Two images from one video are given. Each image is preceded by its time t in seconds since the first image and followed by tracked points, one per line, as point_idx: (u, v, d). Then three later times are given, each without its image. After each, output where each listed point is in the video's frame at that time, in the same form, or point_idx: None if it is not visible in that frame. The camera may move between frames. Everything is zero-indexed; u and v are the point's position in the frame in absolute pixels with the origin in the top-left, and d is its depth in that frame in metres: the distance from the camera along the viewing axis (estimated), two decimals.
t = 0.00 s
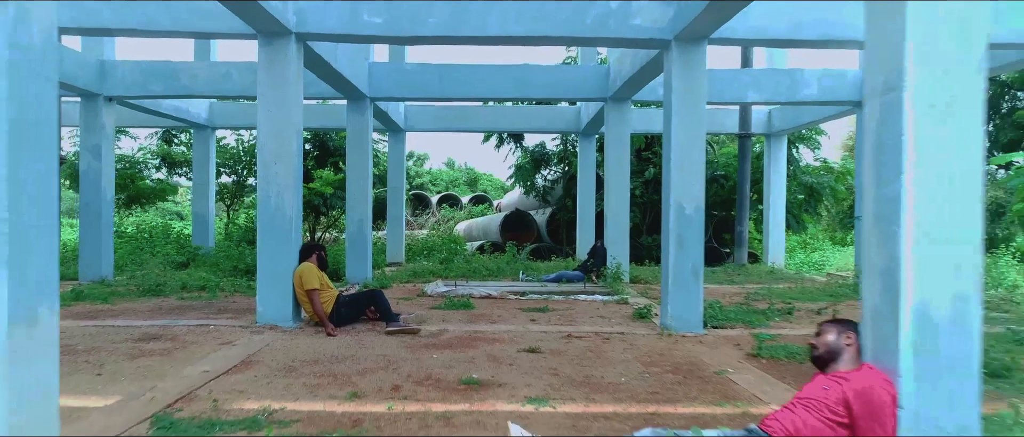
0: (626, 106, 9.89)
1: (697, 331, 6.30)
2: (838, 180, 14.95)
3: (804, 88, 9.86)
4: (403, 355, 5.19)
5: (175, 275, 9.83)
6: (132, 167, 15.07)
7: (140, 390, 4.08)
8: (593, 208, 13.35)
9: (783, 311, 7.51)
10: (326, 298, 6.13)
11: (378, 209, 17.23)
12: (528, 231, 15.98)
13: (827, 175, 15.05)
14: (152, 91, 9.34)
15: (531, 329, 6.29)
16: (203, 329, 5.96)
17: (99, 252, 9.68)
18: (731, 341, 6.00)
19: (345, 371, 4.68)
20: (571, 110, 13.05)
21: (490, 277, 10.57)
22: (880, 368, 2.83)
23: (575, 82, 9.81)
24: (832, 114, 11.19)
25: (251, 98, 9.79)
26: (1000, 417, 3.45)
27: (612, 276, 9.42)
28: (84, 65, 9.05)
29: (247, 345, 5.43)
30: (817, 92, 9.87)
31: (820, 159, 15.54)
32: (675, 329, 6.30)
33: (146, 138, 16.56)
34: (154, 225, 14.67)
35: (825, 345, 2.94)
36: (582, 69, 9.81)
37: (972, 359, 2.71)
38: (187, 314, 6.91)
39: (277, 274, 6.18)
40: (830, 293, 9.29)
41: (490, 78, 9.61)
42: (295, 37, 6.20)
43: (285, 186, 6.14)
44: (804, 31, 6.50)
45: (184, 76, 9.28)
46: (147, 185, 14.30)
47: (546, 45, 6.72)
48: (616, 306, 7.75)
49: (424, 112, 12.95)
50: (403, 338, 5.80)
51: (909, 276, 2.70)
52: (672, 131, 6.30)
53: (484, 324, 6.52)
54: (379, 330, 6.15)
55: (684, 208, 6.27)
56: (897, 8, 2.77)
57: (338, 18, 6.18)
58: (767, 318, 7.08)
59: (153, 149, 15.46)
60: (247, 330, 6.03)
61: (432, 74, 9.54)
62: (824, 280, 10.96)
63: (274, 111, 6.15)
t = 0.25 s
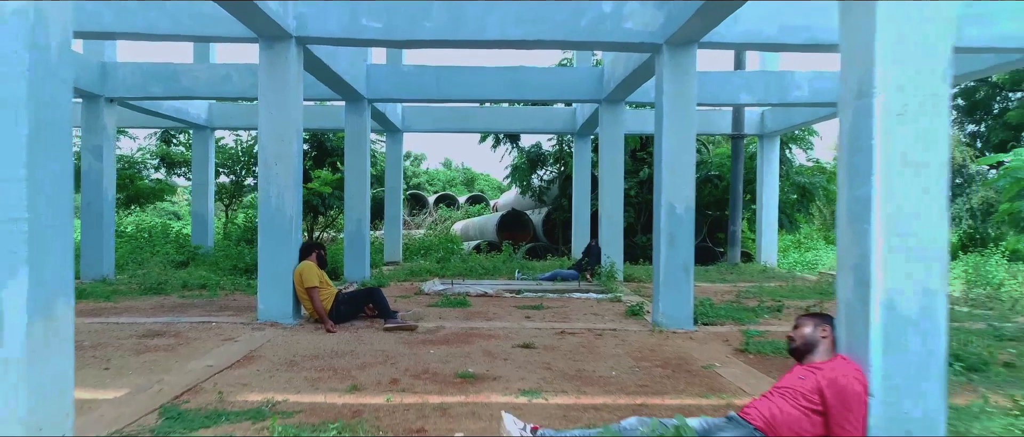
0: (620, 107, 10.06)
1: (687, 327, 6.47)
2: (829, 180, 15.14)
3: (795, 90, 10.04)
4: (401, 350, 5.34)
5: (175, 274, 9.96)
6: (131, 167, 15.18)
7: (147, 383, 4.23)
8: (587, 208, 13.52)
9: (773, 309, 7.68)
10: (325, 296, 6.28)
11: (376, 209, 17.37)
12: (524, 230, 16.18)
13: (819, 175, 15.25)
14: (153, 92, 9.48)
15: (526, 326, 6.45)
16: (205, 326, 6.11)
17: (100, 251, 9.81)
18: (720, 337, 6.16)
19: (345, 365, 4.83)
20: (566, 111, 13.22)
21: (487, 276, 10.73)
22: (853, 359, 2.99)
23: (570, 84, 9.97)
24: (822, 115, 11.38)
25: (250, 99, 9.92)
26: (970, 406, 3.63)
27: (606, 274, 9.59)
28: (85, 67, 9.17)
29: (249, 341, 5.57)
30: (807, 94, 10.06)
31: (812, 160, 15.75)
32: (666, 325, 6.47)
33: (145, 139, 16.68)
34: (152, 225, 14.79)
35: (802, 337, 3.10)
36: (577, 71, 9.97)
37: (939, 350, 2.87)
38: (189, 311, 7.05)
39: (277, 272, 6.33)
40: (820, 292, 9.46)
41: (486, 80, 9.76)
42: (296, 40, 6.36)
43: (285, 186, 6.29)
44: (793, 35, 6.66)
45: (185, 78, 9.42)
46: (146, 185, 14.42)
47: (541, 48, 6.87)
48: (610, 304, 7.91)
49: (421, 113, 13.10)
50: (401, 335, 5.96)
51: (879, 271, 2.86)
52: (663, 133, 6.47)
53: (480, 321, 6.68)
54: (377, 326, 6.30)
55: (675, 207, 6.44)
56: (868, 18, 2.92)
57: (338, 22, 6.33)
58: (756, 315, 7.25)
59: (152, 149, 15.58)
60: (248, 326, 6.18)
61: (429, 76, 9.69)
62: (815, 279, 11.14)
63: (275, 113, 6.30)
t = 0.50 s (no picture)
0: (618, 108, 10.12)
1: (683, 326, 6.53)
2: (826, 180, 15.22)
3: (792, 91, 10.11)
4: (400, 349, 5.40)
5: (175, 273, 10.01)
6: (131, 167, 15.23)
7: (150, 380, 4.29)
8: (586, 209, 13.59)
9: (769, 308, 7.75)
10: (325, 295, 6.34)
11: (375, 209, 17.43)
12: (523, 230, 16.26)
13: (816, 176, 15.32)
14: (153, 93, 9.54)
15: (524, 325, 6.52)
16: (206, 325, 6.17)
17: (101, 251, 9.87)
18: (716, 336, 6.23)
19: (345, 363, 4.90)
20: (565, 112, 13.28)
21: (485, 276, 10.80)
22: (843, 355, 3.05)
23: (569, 85, 10.03)
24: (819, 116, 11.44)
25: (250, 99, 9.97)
26: (958, 403, 3.70)
27: (604, 274, 9.66)
28: (86, 68, 9.23)
29: (250, 340, 5.63)
30: (803, 95, 10.14)
31: (810, 160, 15.82)
32: (663, 324, 6.53)
33: (144, 139, 16.72)
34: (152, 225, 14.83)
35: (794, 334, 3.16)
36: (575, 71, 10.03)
37: (926, 347, 2.94)
38: (190, 310, 7.11)
39: (278, 271, 6.39)
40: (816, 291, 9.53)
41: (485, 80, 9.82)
42: (296, 41, 6.42)
43: (285, 186, 6.35)
44: (788, 36, 6.73)
45: (185, 79, 9.47)
46: (146, 185, 14.47)
47: (539, 50, 6.94)
48: (607, 303, 7.98)
49: (420, 114, 13.16)
50: (400, 334, 6.02)
51: (868, 269, 2.93)
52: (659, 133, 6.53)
53: (478, 320, 6.74)
54: (377, 325, 6.37)
55: (671, 207, 6.50)
56: (856, 23, 2.99)
57: (338, 25, 6.39)
58: (752, 315, 7.32)
59: (151, 150, 15.63)
60: (249, 325, 6.24)
61: (428, 77, 9.74)
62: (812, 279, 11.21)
63: (275, 114, 6.36)
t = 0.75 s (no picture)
0: (613, 110, 10.28)
1: (674, 323, 6.69)
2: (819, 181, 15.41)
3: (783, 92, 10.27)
4: (398, 344, 5.55)
5: (175, 272, 10.14)
6: (130, 167, 15.35)
7: (156, 374, 4.43)
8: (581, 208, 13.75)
9: (759, 306, 7.92)
10: (325, 293, 6.48)
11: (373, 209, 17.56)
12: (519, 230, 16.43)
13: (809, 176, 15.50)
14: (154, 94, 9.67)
15: (519, 322, 6.67)
16: (209, 322, 6.31)
17: (102, 250, 10.00)
18: (706, 333, 6.39)
19: (344, 359, 5.04)
20: (560, 113, 13.44)
21: (482, 275, 10.96)
22: (820, 348, 3.21)
23: (564, 86, 10.19)
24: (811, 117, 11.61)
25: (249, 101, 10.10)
26: (933, 394, 3.87)
27: (599, 272, 9.82)
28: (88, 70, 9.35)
29: (251, 336, 5.78)
30: (794, 97, 10.30)
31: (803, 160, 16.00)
32: (654, 321, 6.69)
33: (143, 139, 16.84)
34: (151, 225, 14.96)
35: (774, 328, 3.31)
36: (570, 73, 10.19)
37: (897, 341, 3.11)
38: (191, 308, 7.25)
39: (278, 270, 6.53)
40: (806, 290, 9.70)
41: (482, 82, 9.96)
42: (296, 45, 6.57)
43: (286, 187, 6.50)
44: (777, 40, 6.89)
45: (186, 80, 9.60)
46: (145, 185, 14.59)
47: (534, 53, 7.08)
48: (601, 301, 8.14)
49: (417, 115, 13.30)
50: (398, 331, 6.16)
51: (842, 266, 3.09)
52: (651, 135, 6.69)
53: (474, 318, 6.89)
54: (375, 322, 6.52)
55: (663, 207, 6.66)
56: (832, 33, 3.16)
57: (338, 28, 6.53)
58: (743, 312, 7.48)
59: (150, 150, 15.75)
60: (250, 323, 6.38)
61: (425, 79, 9.89)
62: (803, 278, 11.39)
63: (276, 116, 6.50)
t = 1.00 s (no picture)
0: (609, 110, 10.38)
1: (669, 321, 6.79)
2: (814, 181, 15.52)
3: (778, 93, 10.37)
4: (397, 342, 5.65)
5: (175, 272, 10.22)
6: (129, 167, 15.43)
7: (159, 371, 4.52)
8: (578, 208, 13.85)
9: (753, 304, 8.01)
10: (324, 292, 6.58)
11: (371, 209, 17.65)
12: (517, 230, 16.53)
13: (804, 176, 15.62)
14: (155, 95, 9.75)
15: (516, 320, 6.77)
16: (210, 320, 6.40)
17: (103, 249, 10.08)
18: (701, 330, 6.49)
19: (344, 356, 5.13)
20: (558, 113, 13.54)
21: (479, 274, 11.06)
22: (807, 344, 3.31)
23: (561, 88, 10.28)
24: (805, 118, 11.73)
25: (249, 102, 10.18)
26: (918, 389, 3.98)
27: (595, 271, 9.93)
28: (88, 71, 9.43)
29: (252, 334, 5.87)
30: (788, 98, 10.39)
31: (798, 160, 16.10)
32: (650, 319, 6.80)
33: (142, 140, 16.92)
34: (150, 225, 15.03)
35: (762, 324, 3.41)
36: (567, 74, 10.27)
37: (881, 337, 3.21)
38: (192, 307, 7.34)
39: (278, 269, 6.62)
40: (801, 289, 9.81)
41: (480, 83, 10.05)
42: (296, 47, 6.65)
43: (286, 187, 6.59)
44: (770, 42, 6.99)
45: (186, 81, 9.68)
46: (144, 185, 14.67)
47: (531, 55, 7.18)
48: (597, 300, 8.24)
49: (415, 115, 13.39)
50: (396, 328, 6.26)
51: (828, 264, 3.19)
52: (647, 136, 6.78)
53: (472, 316, 6.99)
54: (374, 320, 6.61)
55: (658, 207, 6.76)
56: (818, 38, 3.26)
57: (337, 30, 6.62)
58: (737, 310, 7.58)
59: (149, 150, 15.83)
60: (251, 321, 6.47)
61: (424, 80, 9.97)
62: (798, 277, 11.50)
63: (276, 117, 6.59)
